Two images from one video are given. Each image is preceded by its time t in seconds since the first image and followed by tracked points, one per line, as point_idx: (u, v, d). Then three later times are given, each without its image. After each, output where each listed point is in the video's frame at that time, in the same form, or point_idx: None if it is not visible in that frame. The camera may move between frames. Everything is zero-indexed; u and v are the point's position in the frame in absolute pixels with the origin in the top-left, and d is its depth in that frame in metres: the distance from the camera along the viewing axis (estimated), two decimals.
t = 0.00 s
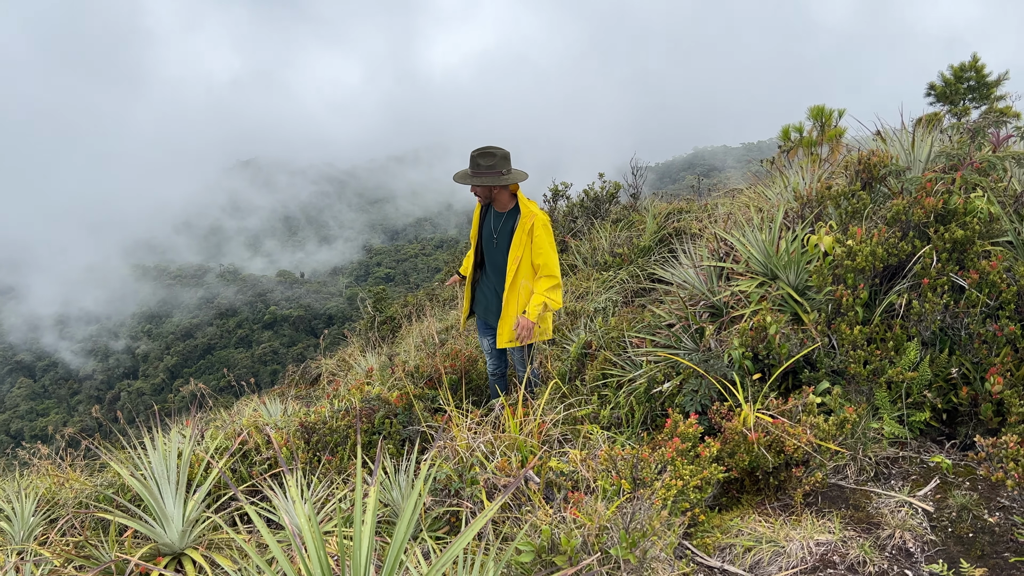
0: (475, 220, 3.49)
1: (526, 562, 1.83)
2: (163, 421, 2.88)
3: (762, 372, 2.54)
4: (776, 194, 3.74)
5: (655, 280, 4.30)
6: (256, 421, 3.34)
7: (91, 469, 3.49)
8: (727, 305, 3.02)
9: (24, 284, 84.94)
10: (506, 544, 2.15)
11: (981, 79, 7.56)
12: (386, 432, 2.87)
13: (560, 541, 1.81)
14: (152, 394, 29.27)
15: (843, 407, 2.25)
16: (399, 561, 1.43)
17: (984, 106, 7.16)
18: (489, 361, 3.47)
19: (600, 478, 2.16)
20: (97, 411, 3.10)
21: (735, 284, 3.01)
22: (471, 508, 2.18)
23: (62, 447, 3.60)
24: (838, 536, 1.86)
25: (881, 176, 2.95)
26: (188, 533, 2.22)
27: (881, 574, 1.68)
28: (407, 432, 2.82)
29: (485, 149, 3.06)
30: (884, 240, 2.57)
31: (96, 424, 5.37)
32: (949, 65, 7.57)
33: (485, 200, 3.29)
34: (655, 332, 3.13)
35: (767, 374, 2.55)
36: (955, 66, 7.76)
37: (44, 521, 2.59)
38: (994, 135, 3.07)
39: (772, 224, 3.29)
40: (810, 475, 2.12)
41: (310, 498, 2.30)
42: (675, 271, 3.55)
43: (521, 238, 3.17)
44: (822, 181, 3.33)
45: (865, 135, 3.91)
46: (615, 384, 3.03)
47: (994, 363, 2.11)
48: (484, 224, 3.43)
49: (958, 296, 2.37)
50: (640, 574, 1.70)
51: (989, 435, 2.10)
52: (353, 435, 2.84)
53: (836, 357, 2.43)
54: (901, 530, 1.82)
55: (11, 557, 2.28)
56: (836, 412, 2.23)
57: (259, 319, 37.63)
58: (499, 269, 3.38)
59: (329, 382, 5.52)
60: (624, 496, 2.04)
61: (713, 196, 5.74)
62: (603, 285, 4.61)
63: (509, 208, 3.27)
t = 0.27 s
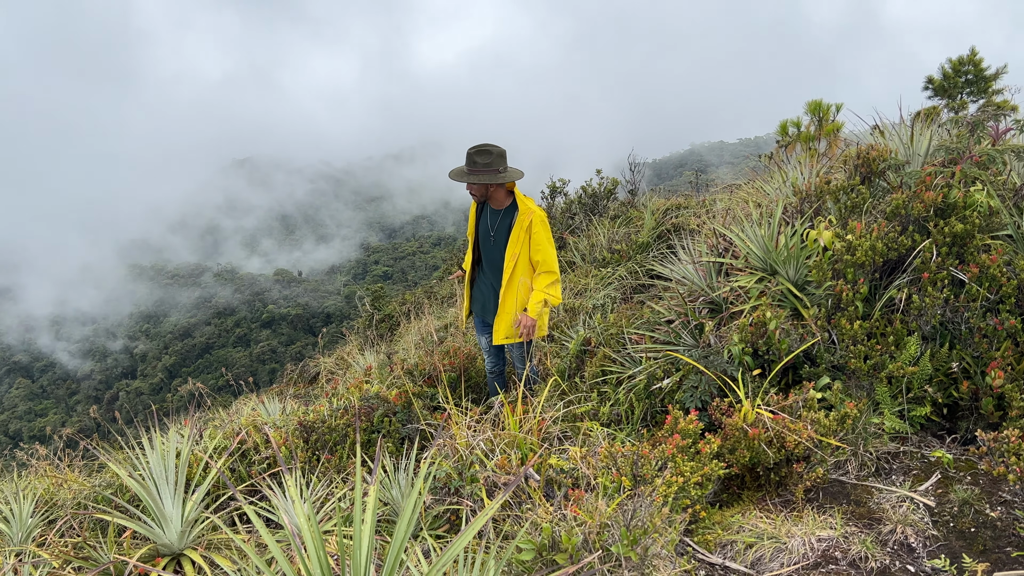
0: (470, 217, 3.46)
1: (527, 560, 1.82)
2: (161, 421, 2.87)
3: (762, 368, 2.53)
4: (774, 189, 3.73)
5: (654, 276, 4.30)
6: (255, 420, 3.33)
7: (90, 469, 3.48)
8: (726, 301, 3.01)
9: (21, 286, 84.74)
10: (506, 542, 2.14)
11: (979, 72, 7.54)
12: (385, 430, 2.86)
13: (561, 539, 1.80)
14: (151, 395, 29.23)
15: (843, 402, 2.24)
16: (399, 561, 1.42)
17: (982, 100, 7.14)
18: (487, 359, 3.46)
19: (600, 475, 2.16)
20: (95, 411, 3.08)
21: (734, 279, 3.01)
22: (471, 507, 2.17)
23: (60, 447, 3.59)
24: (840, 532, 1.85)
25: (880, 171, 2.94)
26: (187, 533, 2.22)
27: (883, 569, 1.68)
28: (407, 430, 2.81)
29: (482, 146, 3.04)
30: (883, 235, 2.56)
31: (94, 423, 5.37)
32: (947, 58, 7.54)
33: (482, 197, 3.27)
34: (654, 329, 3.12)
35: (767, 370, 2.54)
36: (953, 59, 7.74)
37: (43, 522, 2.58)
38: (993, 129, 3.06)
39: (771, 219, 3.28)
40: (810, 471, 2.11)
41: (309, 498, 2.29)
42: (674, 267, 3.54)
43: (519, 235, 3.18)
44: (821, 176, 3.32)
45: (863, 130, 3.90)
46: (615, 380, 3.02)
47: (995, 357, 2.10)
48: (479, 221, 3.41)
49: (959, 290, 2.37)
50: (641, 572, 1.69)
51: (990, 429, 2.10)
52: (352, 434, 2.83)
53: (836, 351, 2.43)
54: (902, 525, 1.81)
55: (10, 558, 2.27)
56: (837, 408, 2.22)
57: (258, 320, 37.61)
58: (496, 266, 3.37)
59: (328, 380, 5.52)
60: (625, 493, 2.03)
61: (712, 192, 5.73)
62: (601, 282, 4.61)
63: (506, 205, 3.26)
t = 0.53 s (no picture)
0: (461, 215, 3.40)
1: (521, 557, 1.82)
2: (155, 421, 2.86)
3: (756, 363, 2.53)
4: (767, 184, 3.74)
5: (648, 272, 4.30)
6: (249, 419, 3.33)
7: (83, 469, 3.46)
8: (720, 296, 3.01)
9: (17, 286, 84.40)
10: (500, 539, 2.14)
11: (972, 66, 7.55)
12: (379, 428, 2.86)
13: (555, 536, 1.80)
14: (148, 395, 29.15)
15: (836, 397, 2.25)
16: (393, 558, 1.43)
17: (976, 94, 7.16)
18: (482, 356, 3.47)
19: (594, 472, 2.16)
20: (88, 411, 3.07)
21: (727, 275, 3.00)
22: (465, 504, 2.16)
23: (54, 448, 3.58)
24: (833, 527, 1.85)
25: (873, 165, 2.95)
26: (181, 533, 2.21)
27: (876, 563, 1.68)
28: (401, 428, 2.82)
29: (479, 144, 3.02)
30: (876, 230, 2.57)
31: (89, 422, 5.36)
32: (941, 52, 7.54)
33: (477, 196, 3.21)
34: (648, 325, 3.13)
35: (761, 365, 2.55)
36: (946, 53, 7.74)
37: (37, 523, 2.57)
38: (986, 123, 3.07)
39: (764, 215, 3.28)
40: (804, 466, 2.11)
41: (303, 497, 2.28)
42: (668, 262, 3.54)
43: (518, 231, 3.21)
44: (814, 171, 3.33)
45: (856, 125, 3.91)
46: (609, 376, 3.03)
47: (987, 351, 2.11)
48: (473, 218, 3.37)
49: (951, 284, 2.37)
50: (635, 568, 1.69)
51: (982, 423, 2.10)
52: (347, 432, 2.83)
53: (829, 346, 2.43)
54: (895, 519, 1.81)
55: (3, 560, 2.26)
56: (830, 403, 2.22)
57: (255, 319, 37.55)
58: (493, 263, 3.36)
59: (323, 378, 5.51)
60: (618, 489, 2.03)
61: (706, 187, 5.73)
62: (596, 278, 4.61)
63: (502, 201, 3.27)
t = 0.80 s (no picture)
0: (457, 212, 3.31)
1: (516, 555, 1.81)
2: (149, 421, 2.85)
3: (750, 359, 2.54)
4: (761, 181, 3.74)
5: (642, 269, 4.31)
6: (244, 418, 3.32)
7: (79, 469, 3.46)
8: (714, 293, 3.02)
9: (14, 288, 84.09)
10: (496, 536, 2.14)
11: (965, 62, 7.56)
12: (374, 427, 2.86)
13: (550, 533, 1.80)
14: (144, 394, 29.05)
15: (830, 393, 2.25)
16: (387, 560, 1.41)
17: (969, 90, 7.17)
18: (478, 354, 3.47)
19: (590, 469, 2.16)
20: (82, 411, 3.07)
21: (722, 271, 3.01)
22: (460, 502, 2.16)
23: (48, 448, 3.57)
24: (828, 522, 1.85)
25: (866, 161, 2.95)
26: (176, 532, 2.21)
27: (870, 558, 1.69)
28: (397, 426, 2.82)
29: (480, 142, 3.02)
30: (869, 225, 2.57)
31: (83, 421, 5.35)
32: (935, 48, 7.54)
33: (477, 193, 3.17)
34: (643, 321, 3.13)
35: (755, 361, 2.55)
36: (939, 49, 7.74)
37: (31, 523, 2.56)
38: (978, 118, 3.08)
39: (758, 211, 3.29)
40: (798, 462, 2.11)
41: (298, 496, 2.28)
42: (662, 259, 3.54)
43: (520, 226, 3.25)
44: (807, 167, 3.33)
45: (849, 121, 3.92)
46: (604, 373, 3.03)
47: (980, 345, 2.12)
48: (471, 215, 3.33)
49: (944, 279, 2.38)
50: (631, 565, 1.70)
51: (976, 418, 2.11)
52: (341, 431, 2.82)
53: (823, 342, 2.44)
54: (889, 514, 1.82)
55: None
56: (824, 399, 2.22)
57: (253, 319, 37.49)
58: (493, 260, 3.34)
59: (318, 376, 5.51)
60: (613, 486, 2.04)
61: (700, 184, 5.74)
62: (590, 275, 4.61)
63: (501, 198, 3.28)
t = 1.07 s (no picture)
0: (454, 208, 3.29)
1: (512, 552, 1.82)
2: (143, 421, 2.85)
3: (743, 356, 2.56)
4: (754, 179, 3.76)
5: (636, 267, 4.33)
6: (238, 417, 3.32)
7: (71, 470, 3.46)
8: (707, 291, 3.03)
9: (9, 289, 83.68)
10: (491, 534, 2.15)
11: (955, 60, 7.60)
12: (369, 426, 2.86)
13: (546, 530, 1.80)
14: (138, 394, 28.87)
15: (823, 389, 2.26)
16: (383, 558, 1.41)
17: (958, 89, 7.21)
18: (472, 352, 3.47)
19: (584, 466, 2.17)
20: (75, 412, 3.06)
21: (715, 269, 3.02)
22: (456, 500, 2.17)
23: (41, 449, 3.56)
24: (821, 518, 1.86)
25: (857, 159, 2.97)
26: (171, 532, 2.21)
27: (863, 553, 1.70)
28: (391, 424, 2.83)
29: (478, 139, 3.02)
30: (861, 223, 2.59)
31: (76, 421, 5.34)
32: (925, 46, 7.58)
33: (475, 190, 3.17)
34: (637, 319, 3.14)
35: (748, 358, 2.57)
36: (929, 47, 7.78)
37: (25, 524, 2.56)
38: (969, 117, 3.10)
39: (751, 209, 3.30)
40: (791, 458, 2.13)
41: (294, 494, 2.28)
42: (656, 257, 3.55)
43: (517, 223, 3.26)
44: (800, 165, 3.35)
45: (841, 119, 3.94)
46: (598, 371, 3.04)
47: (971, 342, 2.13)
48: (468, 212, 3.32)
49: (935, 276, 2.40)
50: (626, 561, 1.71)
51: (967, 413, 2.13)
52: (336, 430, 2.83)
53: (816, 339, 2.46)
54: (882, 509, 1.83)
55: None
56: (817, 395, 2.23)
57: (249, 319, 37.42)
58: (490, 257, 3.36)
59: (312, 376, 5.51)
60: (608, 483, 2.04)
61: (692, 182, 5.76)
62: (584, 274, 4.63)
63: (499, 195, 3.29)
